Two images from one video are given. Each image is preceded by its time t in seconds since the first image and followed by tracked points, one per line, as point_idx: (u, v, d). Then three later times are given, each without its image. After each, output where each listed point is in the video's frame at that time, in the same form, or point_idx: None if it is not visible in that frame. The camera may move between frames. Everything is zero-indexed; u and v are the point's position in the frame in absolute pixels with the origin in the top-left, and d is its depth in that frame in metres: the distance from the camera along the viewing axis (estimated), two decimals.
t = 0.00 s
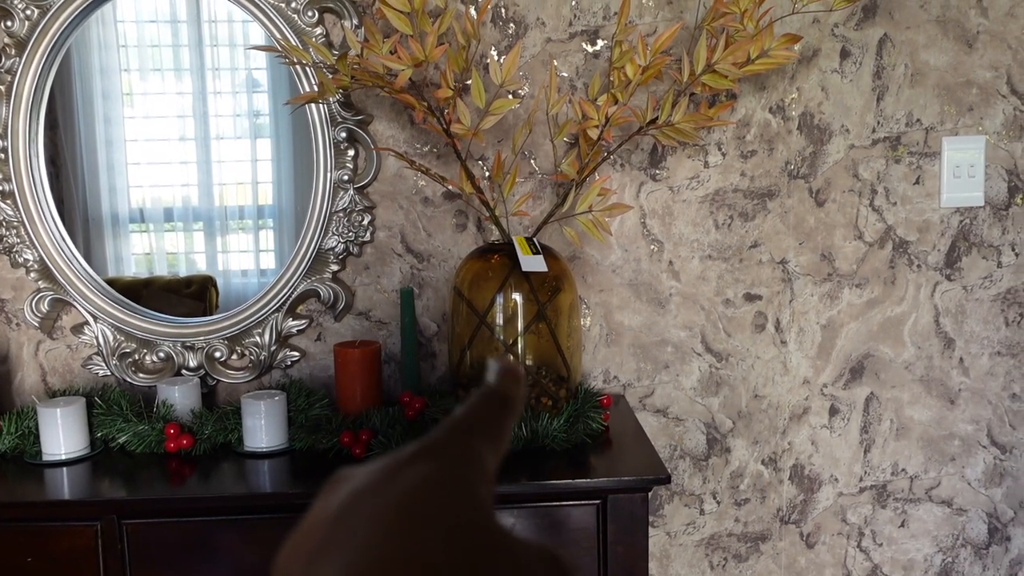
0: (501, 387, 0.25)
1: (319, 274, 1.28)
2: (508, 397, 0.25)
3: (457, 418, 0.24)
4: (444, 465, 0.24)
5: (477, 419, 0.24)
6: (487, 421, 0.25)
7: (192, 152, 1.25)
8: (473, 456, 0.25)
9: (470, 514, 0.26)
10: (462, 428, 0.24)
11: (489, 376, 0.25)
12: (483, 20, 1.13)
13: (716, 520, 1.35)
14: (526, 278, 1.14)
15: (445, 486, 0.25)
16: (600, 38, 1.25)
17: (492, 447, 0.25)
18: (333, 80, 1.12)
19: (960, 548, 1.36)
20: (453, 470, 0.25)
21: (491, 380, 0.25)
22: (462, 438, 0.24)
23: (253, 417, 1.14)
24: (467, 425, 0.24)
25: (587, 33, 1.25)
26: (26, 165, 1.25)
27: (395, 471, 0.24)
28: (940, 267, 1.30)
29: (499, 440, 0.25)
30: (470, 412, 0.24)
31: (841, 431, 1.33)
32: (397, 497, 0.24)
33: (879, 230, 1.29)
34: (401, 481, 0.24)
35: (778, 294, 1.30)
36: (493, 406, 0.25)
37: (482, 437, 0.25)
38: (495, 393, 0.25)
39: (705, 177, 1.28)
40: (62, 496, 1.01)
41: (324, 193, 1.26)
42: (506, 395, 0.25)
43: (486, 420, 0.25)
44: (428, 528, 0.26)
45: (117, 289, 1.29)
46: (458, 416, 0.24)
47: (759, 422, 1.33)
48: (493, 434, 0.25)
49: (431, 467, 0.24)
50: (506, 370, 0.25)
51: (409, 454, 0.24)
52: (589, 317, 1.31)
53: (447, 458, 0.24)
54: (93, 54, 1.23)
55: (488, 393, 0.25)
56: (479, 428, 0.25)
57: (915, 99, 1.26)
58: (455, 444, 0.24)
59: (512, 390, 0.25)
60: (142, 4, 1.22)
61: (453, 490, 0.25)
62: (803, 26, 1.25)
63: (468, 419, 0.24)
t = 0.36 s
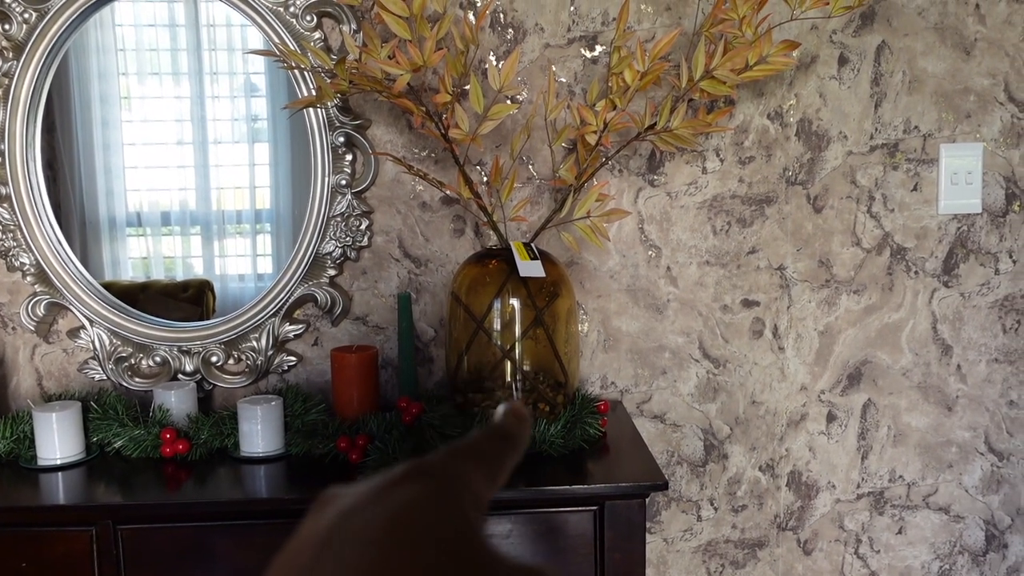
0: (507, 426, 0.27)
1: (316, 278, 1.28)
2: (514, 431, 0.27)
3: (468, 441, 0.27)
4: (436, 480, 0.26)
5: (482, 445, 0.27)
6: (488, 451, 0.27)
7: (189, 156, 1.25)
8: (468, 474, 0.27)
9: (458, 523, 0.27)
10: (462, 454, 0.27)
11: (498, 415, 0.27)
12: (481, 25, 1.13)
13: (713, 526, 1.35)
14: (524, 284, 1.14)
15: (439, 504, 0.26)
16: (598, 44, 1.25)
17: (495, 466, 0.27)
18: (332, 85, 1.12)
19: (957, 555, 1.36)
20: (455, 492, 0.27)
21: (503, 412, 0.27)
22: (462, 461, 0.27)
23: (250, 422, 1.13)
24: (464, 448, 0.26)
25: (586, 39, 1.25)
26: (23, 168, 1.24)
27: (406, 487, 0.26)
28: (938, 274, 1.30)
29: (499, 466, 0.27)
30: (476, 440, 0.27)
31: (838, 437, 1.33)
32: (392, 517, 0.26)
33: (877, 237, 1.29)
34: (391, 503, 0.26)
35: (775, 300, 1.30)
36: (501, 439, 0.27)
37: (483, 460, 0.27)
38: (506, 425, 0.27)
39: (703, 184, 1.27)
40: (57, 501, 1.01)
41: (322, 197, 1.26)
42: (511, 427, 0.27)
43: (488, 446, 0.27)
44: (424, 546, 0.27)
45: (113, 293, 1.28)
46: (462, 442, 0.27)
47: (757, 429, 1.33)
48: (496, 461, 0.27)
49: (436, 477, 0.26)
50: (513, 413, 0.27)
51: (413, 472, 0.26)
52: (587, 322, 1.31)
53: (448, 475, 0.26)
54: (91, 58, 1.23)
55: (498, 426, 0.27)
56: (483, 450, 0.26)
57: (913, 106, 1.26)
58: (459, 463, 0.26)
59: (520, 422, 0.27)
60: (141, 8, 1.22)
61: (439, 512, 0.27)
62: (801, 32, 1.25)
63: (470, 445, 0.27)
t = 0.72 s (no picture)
0: (530, 412, 0.31)
1: (315, 282, 1.28)
2: (522, 423, 0.31)
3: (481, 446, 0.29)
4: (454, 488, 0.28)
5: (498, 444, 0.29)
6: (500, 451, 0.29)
7: (188, 159, 1.25)
8: (482, 483, 0.29)
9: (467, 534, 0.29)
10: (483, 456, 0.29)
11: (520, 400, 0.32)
12: (482, 29, 1.13)
13: (712, 531, 1.34)
14: (523, 288, 1.13)
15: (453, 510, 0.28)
16: (598, 48, 1.25)
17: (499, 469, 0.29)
18: (331, 88, 1.11)
19: (956, 561, 1.36)
20: (472, 495, 0.28)
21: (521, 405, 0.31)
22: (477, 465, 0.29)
23: (248, 426, 1.13)
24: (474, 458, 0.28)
25: (586, 43, 1.25)
26: (22, 171, 1.24)
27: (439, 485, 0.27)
28: (937, 279, 1.30)
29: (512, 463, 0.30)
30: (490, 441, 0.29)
31: (837, 442, 1.33)
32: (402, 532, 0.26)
33: (876, 242, 1.29)
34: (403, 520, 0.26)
35: (775, 306, 1.30)
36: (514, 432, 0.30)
37: (497, 464, 0.29)
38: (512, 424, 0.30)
39: (702, 188, 1.27)
40: (54, 504, 1.01)
41: (321, 201, 1.25)
42: (526, 424, 0.31)
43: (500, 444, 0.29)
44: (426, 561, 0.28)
45: (111, 296, 1.28)
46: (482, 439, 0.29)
47: (756, 434, 1.32)
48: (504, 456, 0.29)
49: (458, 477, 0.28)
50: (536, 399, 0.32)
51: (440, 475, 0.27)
52: (586, 327, 1.30)
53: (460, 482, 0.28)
54: (91, 61, 1.23)
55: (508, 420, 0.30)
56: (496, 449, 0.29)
57: (912, 112, 1.26)
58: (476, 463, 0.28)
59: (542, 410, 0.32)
60: (140, 11, 1.22)
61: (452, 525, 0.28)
62: (801, 38, 1.25)
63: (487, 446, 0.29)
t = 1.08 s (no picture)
0: (488, 426, 0.20)
1: (314, 283, 1.28)
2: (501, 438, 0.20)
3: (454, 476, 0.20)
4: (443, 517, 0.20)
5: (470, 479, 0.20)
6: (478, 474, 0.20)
7: (188, 161, 1.25)
8: (468, 507, 0.20)
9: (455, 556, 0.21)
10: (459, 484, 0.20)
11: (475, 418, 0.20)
12: (482, 30, 1.13)
13: (712, 534, 1.34)
14: (523, 289, 1.13)
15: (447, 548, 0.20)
16: (598, 50, 1.25)
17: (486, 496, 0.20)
18: (331, 89, 1.11)
19: (956, 564, 1.36)
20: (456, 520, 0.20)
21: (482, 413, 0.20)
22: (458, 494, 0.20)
23: (247, 427, 1.13)
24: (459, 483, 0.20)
25: (586, 45, 1.25)
26: (21, 172, 1.24)
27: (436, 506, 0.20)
28: (937, 282, 1.30)
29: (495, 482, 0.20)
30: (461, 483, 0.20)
31: (837, 445, 1.33)
32: (399, 574, 0.19)
33: (876, 245, 1.29)
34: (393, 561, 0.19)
35: (775, 308, 1.30)
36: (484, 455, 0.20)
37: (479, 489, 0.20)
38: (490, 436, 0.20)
39: (702, 191, 1.27)
40: (52, 505, 1.00)
41: (321, 202, 1.25)
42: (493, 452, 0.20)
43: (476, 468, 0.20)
44: None
45: (111, 298, 1.28)
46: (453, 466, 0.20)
47: (756, 436, 1.32)
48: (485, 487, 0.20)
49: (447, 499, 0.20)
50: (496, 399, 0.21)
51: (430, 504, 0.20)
52: (586, 329, 1.30)
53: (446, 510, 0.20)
54: (91, 62, 1.23)
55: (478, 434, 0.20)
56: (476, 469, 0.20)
57: (912, 114, 1.26)
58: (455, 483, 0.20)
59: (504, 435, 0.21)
60: (141, 13, 1.22)
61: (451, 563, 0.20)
62: (801, 40, 1.25)
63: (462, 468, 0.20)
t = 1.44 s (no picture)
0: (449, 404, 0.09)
1: (314, 283, 1.28)
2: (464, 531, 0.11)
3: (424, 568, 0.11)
4: None
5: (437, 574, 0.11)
6: None
7: (188, 161, 1.25)
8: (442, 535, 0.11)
9: None
10: None
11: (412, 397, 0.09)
12: (482, 31, 1.13)
13: (711, 535, 1.34)
14: (522, 290, 1.14)
15: None
16: (599, 51, 1.25)
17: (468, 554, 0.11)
18: (331, 89, 1.11)
19: (955, 565, 1.36)
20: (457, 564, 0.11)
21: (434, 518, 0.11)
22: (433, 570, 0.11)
23: (247, 427, 1.13)
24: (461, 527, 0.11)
25: (586, 46, 1.26)
26: (22, 171, 1.24)
27: None
28: (937, 283, 1.30)
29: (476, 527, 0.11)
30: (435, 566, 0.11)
31: (836, 446, 1.33)
32: None
33: (876, 246, 1.29)
34: None
35: (774, 309, 1.30)
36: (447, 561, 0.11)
37: None
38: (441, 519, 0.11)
39: (702, 192, 1.28)
40: (51, 505, 1.01)
41: (321, 202, 1.26)
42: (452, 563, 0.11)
43: (439, 443, 0.10)
44: None
45: (111, 298, 1.28)
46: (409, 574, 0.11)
47: (755, 437, 1.32)
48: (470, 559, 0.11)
49: None
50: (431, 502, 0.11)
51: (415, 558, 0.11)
52: (585, 330, 1.30)
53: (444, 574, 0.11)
54: (92, 63, 1.23)
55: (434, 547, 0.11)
56: (441, 462, 0.10)
57: (912, 115, 1.27)
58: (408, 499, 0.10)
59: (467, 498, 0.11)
60: (141, 13, 1.22)
61: None
62: (801, 41, 1.25)
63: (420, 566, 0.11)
